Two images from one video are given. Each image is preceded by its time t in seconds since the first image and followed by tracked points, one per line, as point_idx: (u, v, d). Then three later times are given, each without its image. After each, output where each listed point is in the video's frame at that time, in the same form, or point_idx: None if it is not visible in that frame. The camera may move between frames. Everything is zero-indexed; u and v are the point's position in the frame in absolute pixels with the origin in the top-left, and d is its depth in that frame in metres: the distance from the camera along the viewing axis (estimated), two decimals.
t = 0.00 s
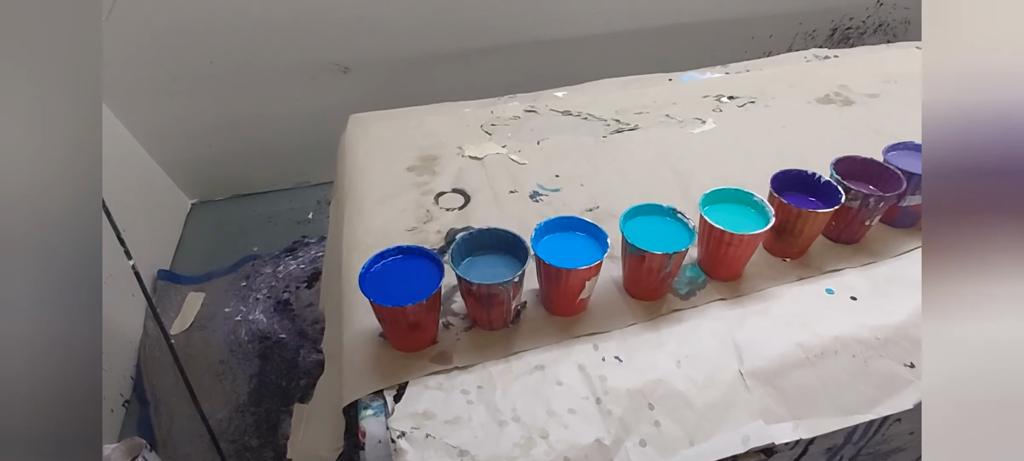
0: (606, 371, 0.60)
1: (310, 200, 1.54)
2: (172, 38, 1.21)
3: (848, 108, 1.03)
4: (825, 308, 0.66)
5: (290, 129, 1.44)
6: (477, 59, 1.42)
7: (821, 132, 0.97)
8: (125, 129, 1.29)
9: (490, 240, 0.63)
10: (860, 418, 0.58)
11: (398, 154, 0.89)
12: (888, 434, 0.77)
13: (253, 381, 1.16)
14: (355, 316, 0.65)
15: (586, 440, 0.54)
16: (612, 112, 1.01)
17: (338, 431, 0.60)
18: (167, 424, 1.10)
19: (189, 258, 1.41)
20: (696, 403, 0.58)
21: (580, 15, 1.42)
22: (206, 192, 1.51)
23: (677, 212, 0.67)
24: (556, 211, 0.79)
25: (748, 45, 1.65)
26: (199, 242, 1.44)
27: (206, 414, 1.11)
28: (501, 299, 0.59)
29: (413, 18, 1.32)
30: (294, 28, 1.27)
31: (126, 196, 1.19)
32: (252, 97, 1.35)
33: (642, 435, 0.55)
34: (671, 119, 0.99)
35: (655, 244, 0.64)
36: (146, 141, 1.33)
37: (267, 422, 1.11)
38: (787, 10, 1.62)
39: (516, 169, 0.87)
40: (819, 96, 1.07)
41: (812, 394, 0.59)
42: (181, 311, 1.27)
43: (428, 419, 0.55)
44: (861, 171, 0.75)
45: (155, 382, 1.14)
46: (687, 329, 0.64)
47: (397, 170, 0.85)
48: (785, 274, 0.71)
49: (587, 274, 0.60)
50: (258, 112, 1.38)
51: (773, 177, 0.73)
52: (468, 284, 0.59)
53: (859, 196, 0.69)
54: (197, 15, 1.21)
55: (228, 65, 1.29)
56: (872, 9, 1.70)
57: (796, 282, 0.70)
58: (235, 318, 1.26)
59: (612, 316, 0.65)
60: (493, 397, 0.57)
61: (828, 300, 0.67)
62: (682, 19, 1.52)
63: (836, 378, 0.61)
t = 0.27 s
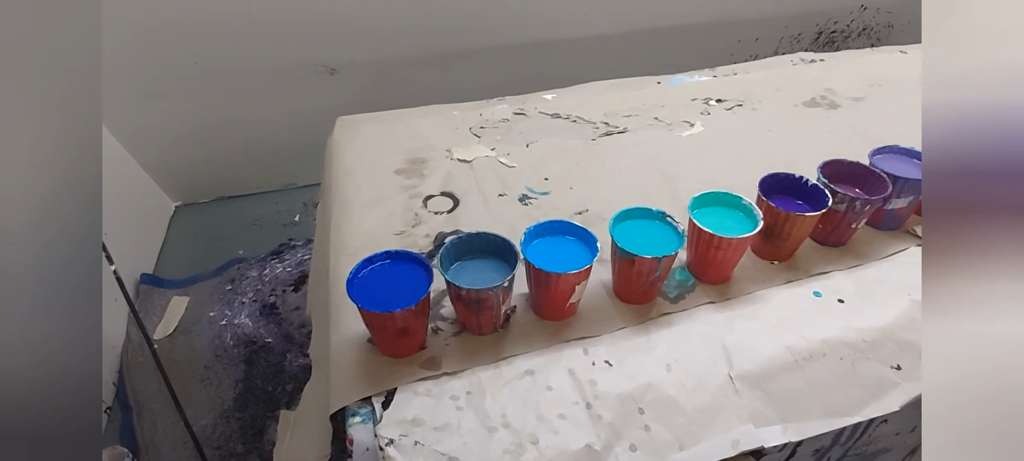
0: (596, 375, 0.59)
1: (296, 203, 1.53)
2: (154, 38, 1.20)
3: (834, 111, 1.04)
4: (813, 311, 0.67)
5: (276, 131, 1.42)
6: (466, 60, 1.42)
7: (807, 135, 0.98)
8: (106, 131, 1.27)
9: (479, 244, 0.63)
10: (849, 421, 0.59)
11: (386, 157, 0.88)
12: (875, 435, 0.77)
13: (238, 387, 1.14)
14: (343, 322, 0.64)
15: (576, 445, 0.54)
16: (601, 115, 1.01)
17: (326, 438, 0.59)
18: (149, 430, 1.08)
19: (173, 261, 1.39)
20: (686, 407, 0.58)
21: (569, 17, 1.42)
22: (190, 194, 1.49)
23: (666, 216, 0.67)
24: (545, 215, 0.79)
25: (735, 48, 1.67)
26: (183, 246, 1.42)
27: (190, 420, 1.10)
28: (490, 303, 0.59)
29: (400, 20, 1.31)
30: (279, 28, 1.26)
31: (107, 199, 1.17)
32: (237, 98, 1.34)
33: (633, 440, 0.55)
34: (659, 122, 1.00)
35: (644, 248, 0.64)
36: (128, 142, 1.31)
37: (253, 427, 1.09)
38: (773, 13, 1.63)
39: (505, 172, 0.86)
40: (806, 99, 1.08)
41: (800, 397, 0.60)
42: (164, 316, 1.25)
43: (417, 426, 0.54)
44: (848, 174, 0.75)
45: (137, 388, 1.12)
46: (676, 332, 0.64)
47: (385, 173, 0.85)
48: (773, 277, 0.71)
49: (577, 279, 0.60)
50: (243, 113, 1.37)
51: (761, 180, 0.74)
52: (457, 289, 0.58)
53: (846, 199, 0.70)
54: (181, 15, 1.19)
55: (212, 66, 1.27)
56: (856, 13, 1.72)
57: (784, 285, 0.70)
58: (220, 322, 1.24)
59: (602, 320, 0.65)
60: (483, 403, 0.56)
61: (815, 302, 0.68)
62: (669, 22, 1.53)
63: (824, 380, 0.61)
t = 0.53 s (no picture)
0: (585, 372, 0.61)
1: (286, 205, 1.53)
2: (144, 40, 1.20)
3: (818, 113, 1.06)
4: (796, 307, 0.68)
5: (267, 133, 1.42)
6: (457, 63, 1.43)
7: (792, 136, 1.00)
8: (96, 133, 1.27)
9: (470, 244, 0.64)
10: (830, 413, 0.60)
11: (377, 159, 0.89)
12: (857, 429, 0.80)
13: (230, 389, 1.14)
14: (335, 322, 0.65)
15: (565, 440, 0.55)
16: (589, 117, 1.02)
17: (319, 437, 0.60)
18: (140, 434, 1.08)
19: (163, 264, 1.39)
20: (672, 401, 0.59)
21: (559, 20, 1.44)
22: (180, 197, 1.49)
23: (652, 216, 0.68)
24: (535, 215, 0.80)
25: (723, 50, 1.69)
26: (173, 249, 1.42)
27: (182, 423, 1.10)
28: (481, 302, 0.60)
29: (392, 22, 1.32)
30: (270, 30, 1.26)
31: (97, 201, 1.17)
32: (227, 100, 1.34)
33: (620, 434, 0.56)
34: (647, 124, 1.01)
35: (631, 247, 0.65)
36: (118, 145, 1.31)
37: (244, 429, 1.09)
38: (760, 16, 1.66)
39: (495, 174, 0.87)
40: (791, 101, 1.10)
41: (783, 391, 0.61)
42: (154, 319, 1.24)
43: (409, 423, 0.55)
44: (830, 174, 0.77)
45: (128, 392, 1.12)
46: (663, 329, 0.66)
47: (376, 175, 0.86)
48: (757, 275, 0.73)
49: (565, 277, 0.61)
50: (233, 115, 1.37)
51: (745, 181, 0.75)
52: (448, 288, 0.59)
53: (827, 199, 0.72)
54: (172, 18, 1.19)
55: (202, 68, 1.27)
56: (841, 16, 1.75)
57: (768, 282, 0.72)
58: (211, 324, 1.24)
59: (591, 318, 0.67)
60: (474, 399, 0.57)
61: (798, 299, 0.69)
62: (657, 25, 1.55)
63: (806, 375, 0.62)
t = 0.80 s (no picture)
0: (557, 367, 0.62)
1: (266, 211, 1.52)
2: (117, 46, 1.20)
3: (788, 112, 1.09)
4: (764, 300, 0.70)
5: (245, 139, 1.42)
6: (437, 67, 1.44)
7: (762, 134, 1.02)
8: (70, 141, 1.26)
9: (443, 244, 0.65)
10: (794, 402, 0.63)
11: (353, 163, 0.89)
12: (827, 418, 0.82)
13: (209, 397, 1.14)
14: (310, 323, 0.65)
15: (538, 433, 0.56)
16: (564, 118, 1.04)
17: (295, 439, 0.60)
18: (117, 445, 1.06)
19: (139, 273, 1.37)
20: (643, 394, 0.60)
21: (537, 24, 1.46)
22: (157, 204, 1.48)
23: (622, 214, 0.70)
24: (510, 216, 0.82)
25: (700, 52, 1.72)
26: (150, 257, 1.41)
27: (161, 432, 1.09)
28: (454, 301, 0.61)
29: (370, 27, 1.33)
30: (246, 36, 1.27)
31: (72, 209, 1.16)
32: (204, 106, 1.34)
33: (592, 427, 0.57)
34: (621, 125, 1.03)
35: (602, 244, 0.67)
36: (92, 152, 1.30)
37: (224, 437, 1.09)
38: (735, 18, 1.69)
39: (470, 176, 0.89)
40: (762, 101, 1.13)
41: (750, 382, 0.63)
42: (131, 329, 1.23)
43: (383, 421, 0.56)
44: (796, 171, 0.79)
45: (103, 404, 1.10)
46: (635, 324, 0.67)
47: (352, 179, 0.86)
48: (727, 270, 0.74)
49: (537, 275, 0.62)
50: (211, 121, 1.37)
51: (714, 178, 0.77)
52: (422, 287, 0.60)
53: (793, 195, 0.74)
54: (149, 24, 1.21)
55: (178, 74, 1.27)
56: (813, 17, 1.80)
57: (737, 276, 0.73)
58: (189, 333, 1.23)
59: (564, 315, 0.68)
60: (448, 396, 0.58)
61: (766, 292, 0.71)
62: (634, 28, 1.57)
63: (773, 365, 0.64)
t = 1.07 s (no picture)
0: (491, 369, 0.63)
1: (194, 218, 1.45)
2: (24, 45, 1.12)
3: (713, 116, 1.15)
4: (688, 297, 0.74)
5: (171, 143, 1.36)
6: (374, 70, 1.44)
7: (689, 138, 1.07)
8: None
9: (375, 251, 0.65)
10: (714, 391, 0.67)
11: (285, 169, 0.88)
12: (750, 405, 0.88)
13: (135, 416, 1.08)
14: (238, 335, 0.64)
15: (471, 434, 0.57)
16: (500, 123, 1.06)
17: (223, 455, 0.58)
18: None
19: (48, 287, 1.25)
20: (573, 390, 0.62)
21: (473, 28, 1.48)
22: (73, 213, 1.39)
23: (553, 217, 0.72)
24: (445, 220, 0.82)
25: (635, 58, 1.79)
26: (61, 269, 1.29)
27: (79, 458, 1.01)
28: (387, 307, 0.61)
29: (302, 28, 1.32)
30: (169, 35, 1.22)
31: None
32: (125, 109, 1.27)
33: (525, 425, 0.59)
34: (556, 129, 1.06)
35: (533, 247, 0.69)
36: None
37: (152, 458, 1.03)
38: (667, 25, 1.76)
39: (406, 181, 0.89)
40: (690, 105, 1.18)
41: (674, 374, 0.66)
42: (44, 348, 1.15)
43: (315, 431, 0.56)
44: (718, 173, 0.84)
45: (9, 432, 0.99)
46: (566, 324, 0.69)
47: (283, 185, 0.85)
48: (654, 269, 0.78)
49: (470, 279, 0.63)
50: (132, 125, 1.30)
51: (642, 181, 0.81)
52: (354, 295, 0.60)
53: (714, 196, 0.78)
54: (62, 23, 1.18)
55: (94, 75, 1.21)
56: (740, 25, 1.90)
57: (663, 275, 0.77)
58: (111, 350, 1.16)
59: (498, 318, 0.69)
60: (381, 403, 0.58)
61: (690, 289, 0.75)
62: (570, 33, 1.61)
63: (695, 358, 0.68)
